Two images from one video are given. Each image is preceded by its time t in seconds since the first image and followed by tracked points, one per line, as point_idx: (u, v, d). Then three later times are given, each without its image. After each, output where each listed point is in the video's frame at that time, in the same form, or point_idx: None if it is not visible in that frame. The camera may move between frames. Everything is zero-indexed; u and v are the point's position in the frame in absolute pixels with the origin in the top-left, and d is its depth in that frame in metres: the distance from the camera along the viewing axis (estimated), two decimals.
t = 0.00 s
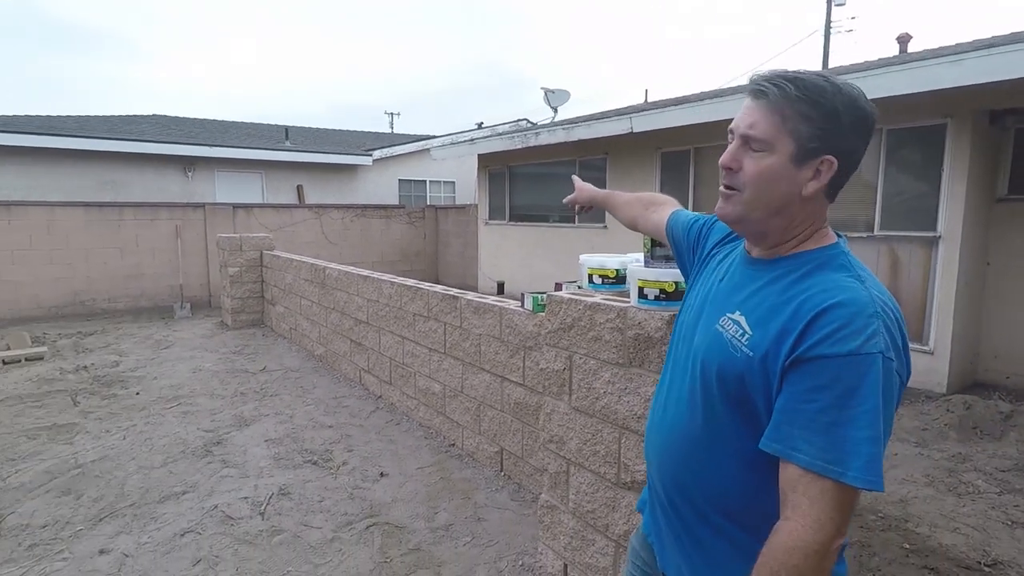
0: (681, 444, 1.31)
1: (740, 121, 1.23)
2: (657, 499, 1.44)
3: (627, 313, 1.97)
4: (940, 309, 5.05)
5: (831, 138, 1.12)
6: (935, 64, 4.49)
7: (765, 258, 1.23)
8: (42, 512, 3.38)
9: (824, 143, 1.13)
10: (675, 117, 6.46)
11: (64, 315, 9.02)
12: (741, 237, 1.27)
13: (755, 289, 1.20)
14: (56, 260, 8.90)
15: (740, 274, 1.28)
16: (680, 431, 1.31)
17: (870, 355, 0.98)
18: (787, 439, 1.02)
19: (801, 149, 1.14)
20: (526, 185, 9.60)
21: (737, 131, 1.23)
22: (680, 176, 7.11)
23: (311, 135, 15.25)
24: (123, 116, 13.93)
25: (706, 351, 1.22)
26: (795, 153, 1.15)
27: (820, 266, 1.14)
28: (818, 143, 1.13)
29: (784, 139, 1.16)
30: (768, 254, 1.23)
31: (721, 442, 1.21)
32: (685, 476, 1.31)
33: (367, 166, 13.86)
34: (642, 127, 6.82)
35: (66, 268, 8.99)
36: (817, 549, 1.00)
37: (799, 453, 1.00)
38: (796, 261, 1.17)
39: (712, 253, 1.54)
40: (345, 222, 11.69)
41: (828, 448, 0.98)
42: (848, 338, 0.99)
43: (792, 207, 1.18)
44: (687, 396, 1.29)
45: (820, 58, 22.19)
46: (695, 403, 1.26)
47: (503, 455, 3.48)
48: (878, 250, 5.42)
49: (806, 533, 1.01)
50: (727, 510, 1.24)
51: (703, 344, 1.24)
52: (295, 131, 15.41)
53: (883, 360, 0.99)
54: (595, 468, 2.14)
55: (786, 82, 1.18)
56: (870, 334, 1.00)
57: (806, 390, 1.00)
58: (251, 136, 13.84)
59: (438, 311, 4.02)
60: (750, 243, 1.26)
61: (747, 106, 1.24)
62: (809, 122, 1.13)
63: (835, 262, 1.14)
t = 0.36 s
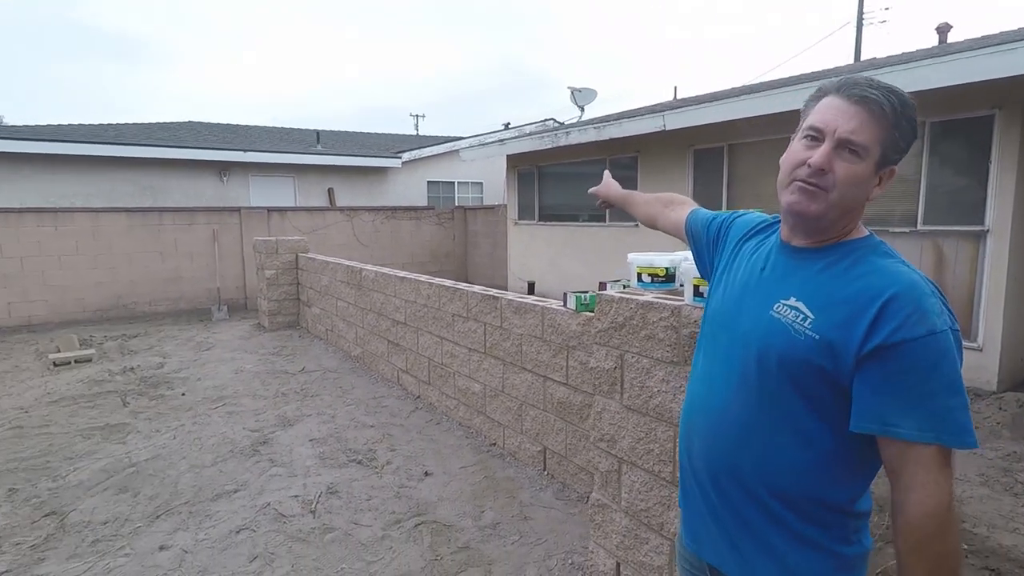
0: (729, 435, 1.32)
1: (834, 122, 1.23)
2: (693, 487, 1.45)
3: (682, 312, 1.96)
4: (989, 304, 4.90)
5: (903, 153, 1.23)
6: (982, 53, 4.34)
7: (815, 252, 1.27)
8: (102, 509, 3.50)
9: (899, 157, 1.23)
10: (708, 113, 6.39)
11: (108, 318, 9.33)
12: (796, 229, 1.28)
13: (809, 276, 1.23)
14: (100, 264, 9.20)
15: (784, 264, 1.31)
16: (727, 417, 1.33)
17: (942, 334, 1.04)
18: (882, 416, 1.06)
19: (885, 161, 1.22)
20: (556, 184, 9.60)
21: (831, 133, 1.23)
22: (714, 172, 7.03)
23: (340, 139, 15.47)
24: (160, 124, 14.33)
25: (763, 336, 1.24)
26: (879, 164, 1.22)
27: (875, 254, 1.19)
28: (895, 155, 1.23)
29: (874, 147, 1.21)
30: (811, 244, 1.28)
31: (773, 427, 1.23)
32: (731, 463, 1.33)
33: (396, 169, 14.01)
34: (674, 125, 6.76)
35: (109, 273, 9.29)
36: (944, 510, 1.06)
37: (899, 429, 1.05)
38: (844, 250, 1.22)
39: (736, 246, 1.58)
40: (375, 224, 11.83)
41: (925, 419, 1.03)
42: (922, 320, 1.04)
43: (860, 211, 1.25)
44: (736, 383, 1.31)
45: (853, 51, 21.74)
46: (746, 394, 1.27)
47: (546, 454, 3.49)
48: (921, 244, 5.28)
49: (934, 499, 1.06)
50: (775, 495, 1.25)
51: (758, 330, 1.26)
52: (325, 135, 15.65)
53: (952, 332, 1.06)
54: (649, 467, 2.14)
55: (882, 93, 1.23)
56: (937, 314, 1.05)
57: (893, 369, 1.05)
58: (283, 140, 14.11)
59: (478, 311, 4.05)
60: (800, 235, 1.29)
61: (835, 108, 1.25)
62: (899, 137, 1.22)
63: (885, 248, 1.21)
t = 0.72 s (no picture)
0: (758, 428, 1.34)
1: (859, 133, 1.25)
2: (725, 481, 1.47)
3: (726, 313, 1.97)
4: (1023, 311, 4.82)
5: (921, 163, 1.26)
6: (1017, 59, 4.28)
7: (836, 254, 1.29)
8: (138, 504, 3.54)
9: (917, 166, 1.26)
10: (734, 117, 6.36)
11: (135, 314, 9.51)
12: (819, 232, 1.30)
13: (831, 270, 1.26)
14: (129, 262, 9.39)
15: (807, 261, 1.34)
16: (757, 411, 1.35)
17: (951, 321, 1.06)
18: (890, 396, 1.09)
19: (905, 170, 1.24)
20: (577, 187, 9.60)
21: (855, 143, 1.25)
22: (739, 176, 6.99)
23: (362, 140, 15.62)
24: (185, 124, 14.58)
25: (788, 329, 1.27)
26: (899, 173, 1.24)
27: (894, 251, 1.21)
28: (915, 164, 1.25)
29: (896, 157, 1.23)
30: (832, 246, 1.30)
31: (801, 419, 1.25)
32: (763, 457, 1.34)
33: (417, 170, 14.11)
34: (700, 129, 6.74)
35: (137, 270, 9.47)
36: (933, 485, 1.08)
37: (903, 407, 1.08)
38: (866, 248, 1.24)
39: (763, 249, 1.61)
40: (396, 224, 11.92)
41: (929, 398, 1.05)
42: (933, 306, 1.07)
43: (880, 218, 1.27)
44: (764, 377, 1.33)
45: (876, 53, 21.50)
46: (773, 386, 1.30)
47: (576, 455, 3.50)
48: (952, 249, 5.20)
49: (925, 471, 1.08)
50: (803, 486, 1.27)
51: (784, 325, 1.28)
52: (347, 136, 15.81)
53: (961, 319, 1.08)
54: (689, 468, 2.15)
55: (902, 107, 1.25)
56: (947, 303, 1.08)
57: (902, 352, 1.07)
58: (306, 141, 14.27)
59: (507, 312, 4.08)
60: (823, 239, 1.31)
61: (860, 119, 1.27)
62: (917, 147, 1.24)
63: (901, 244, 1.23)
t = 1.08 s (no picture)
0: (752, 417, 1.39)
1: (841, 136, 1.29)
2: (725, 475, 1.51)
3: (726, 313, 2.00)
4: (1007, 311, 4.92)
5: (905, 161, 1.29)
6: (1000, 65, 4.38)
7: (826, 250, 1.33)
8: (134, 508, 3.51)
9: (901, 164, 1.29)
10: (725, 121, 6.44)
11: (123, 318, 9.41)
12: (812, 230, 1.34)
13: (819, 264, 1.31)
14: (117, 265, 9.29)
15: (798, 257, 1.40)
16: (752, 404, 1.39)
17: (924, 305, 1.11)
18: (859, 375, 1.13)
19: (888, 167, 1.28)
20: (569, 190, 9.65)
21: (837, 144, 1.29)
22: (730, 179, 7.08)
23: (353, 143, 15.58)
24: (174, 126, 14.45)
25: (779, 322, 1.31)
26: (883, 171, 1.28)
27: (880, 244, 1.26)
28: (897, 162, 1.29)
29: (878, 156, 1.27)
30: (823, 243, 1.34)
31: (794, 409, 1.30)
32: (759, 447, 1.38)
33: (408, 173, 14.10)
34: (692, 132, 6.81)
35: (126, 273, 9.38)
36: (881, 458, 1.11)
37: (870, 386, 1.12)
38: (853, 242, 1.29)
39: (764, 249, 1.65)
40: (388, 227, 11.91)
41: (894, 377, 1.09)
42: (908, 292, 1.12)
43: (868, 214, 1.31)
44: (758, 371, 1.37)
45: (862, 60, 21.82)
46: (763, 377, 1.35)
47: (574, 456, 3.53)
48: (938, 251, 5.30)
49: (877, 444, 1.11)
50: (799, 474, 1.32)
51: (776, 318, 1.33)
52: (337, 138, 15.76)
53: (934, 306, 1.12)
54: (690, 466, 2.18)
55: (880, 111, 1.29)
56: (922, 289, 1.13)
57: (873, 335, 1.12)
58: (297, 144, 14.22)
59: (504, 314, 4.10)
60: (815, 237, 1.35)
61: (841, 122, 1.31)
62: (898, 147, 1.28)
63: (887, 239, 1.28)
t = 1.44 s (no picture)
0: (775, 422, 1.41)
1: (851, 139, 1.32)
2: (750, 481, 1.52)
3: (724, 314, 2.03)
4: (1000, 314, 4.97)
5: (921, 160, 1.31)
6: (995, 70, 4.43)
7: (843, 251, 1.37)
8: (134, 509, 3.52)
9: (916, 163, 1.31)
10: (723, 124, 6.47)
11: (119, 320, 9.39)
12: (827, 231, 1.39)
13: (837, 268, 1.34)
14: (114, 266, 9.28)
15: (819, 262, 1.42)
16: (773, 407, 1.42)
17: (950, 304, 1.12)
18: (889, 379, 1.15)
19: (901, 167, 1.30)
20: (566, 192, 9.69)
21: (848, 147, 1.33)
22: (726, 182, 7.13)
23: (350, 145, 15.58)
24: (170, 128, 14.43)
25: (799, 325, 1.35)
26: (895, 172, 1.30)
27: (902, 245, 1.28)
28: (912, 162, 1.30)
29: (889, 157, 1.30)
30: (840, 244, 1.38)
31: (818, 413, 1.31)
32: (783, 453, 1.40)
33: (405, 175, 14.12)
34: (689, 135, 6.84)
35: (122, 275, 9.36)
36: (931, 465, 1.12)
37: (903, 391, 1.14)
38: (872, 244, 1.32)
39: (783, 256, 1.67)
40: (385, 229, 11.92)
41: (924, 380, 1.11)
42: (931, 292, 1.13)
43: (883, 214, 1.33)
44: (778, 373, 1.41)
45: (857, 64, 21.96)
46: (786, 381, 1.37)
47: (572, 456, 3.55)
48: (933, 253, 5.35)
49: (927, 454, 1.12)
50: (822, 478, 1.32)
51: (795, 321, 1.36)
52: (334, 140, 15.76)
53: (960, 306, 1.13)
54: (688, 465, 2.21)
55: (892, 112, 1.31)
56: (946, 288, 1.14)
57: (900, 338, 1.14)
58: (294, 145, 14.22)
59: (502, 316, 4.12)
60: (831, 238, 1.39)
61: (851, 124, 1.35)
62: (911, 147, 1.30)
63: (907, 241, 1.29)
